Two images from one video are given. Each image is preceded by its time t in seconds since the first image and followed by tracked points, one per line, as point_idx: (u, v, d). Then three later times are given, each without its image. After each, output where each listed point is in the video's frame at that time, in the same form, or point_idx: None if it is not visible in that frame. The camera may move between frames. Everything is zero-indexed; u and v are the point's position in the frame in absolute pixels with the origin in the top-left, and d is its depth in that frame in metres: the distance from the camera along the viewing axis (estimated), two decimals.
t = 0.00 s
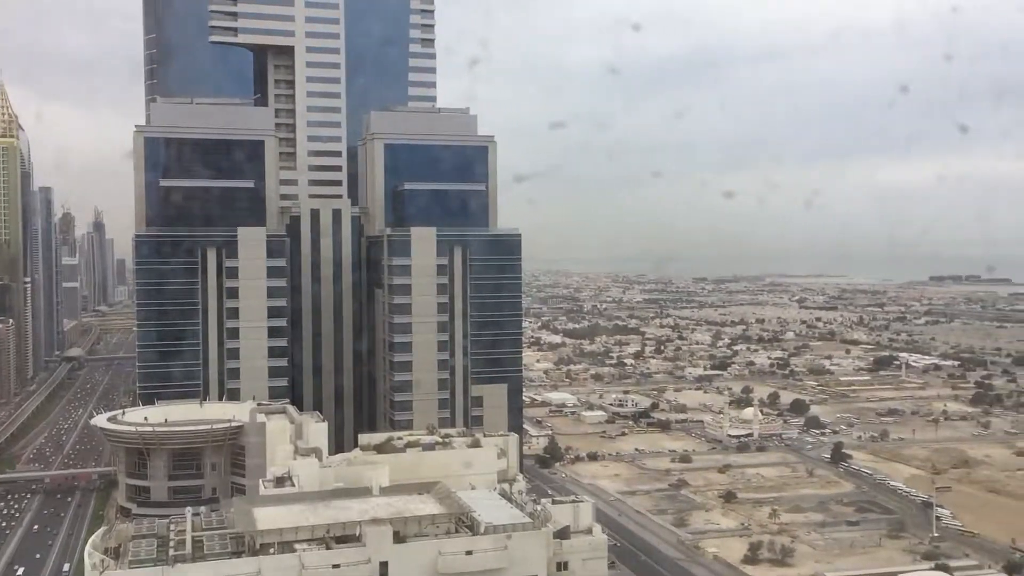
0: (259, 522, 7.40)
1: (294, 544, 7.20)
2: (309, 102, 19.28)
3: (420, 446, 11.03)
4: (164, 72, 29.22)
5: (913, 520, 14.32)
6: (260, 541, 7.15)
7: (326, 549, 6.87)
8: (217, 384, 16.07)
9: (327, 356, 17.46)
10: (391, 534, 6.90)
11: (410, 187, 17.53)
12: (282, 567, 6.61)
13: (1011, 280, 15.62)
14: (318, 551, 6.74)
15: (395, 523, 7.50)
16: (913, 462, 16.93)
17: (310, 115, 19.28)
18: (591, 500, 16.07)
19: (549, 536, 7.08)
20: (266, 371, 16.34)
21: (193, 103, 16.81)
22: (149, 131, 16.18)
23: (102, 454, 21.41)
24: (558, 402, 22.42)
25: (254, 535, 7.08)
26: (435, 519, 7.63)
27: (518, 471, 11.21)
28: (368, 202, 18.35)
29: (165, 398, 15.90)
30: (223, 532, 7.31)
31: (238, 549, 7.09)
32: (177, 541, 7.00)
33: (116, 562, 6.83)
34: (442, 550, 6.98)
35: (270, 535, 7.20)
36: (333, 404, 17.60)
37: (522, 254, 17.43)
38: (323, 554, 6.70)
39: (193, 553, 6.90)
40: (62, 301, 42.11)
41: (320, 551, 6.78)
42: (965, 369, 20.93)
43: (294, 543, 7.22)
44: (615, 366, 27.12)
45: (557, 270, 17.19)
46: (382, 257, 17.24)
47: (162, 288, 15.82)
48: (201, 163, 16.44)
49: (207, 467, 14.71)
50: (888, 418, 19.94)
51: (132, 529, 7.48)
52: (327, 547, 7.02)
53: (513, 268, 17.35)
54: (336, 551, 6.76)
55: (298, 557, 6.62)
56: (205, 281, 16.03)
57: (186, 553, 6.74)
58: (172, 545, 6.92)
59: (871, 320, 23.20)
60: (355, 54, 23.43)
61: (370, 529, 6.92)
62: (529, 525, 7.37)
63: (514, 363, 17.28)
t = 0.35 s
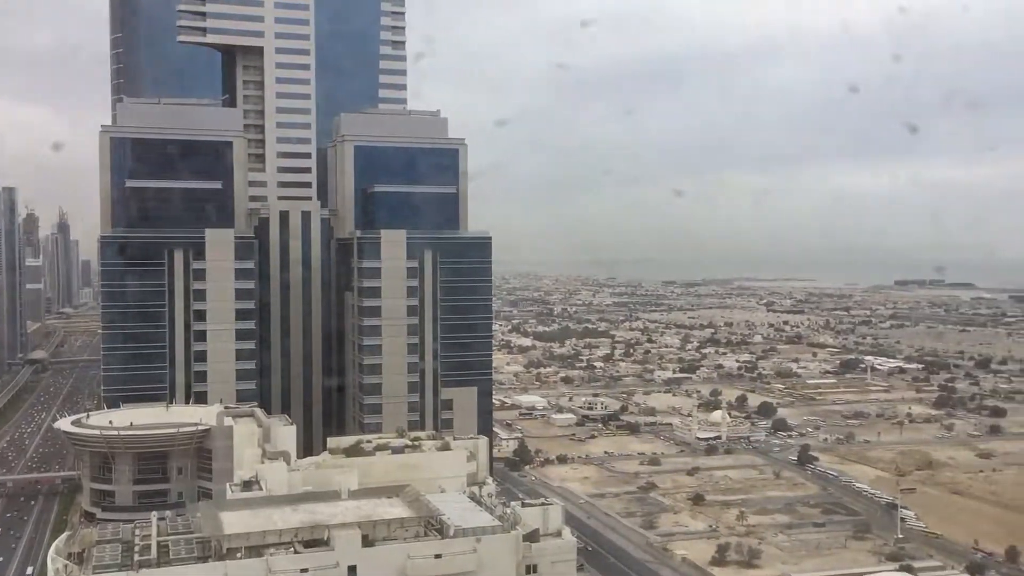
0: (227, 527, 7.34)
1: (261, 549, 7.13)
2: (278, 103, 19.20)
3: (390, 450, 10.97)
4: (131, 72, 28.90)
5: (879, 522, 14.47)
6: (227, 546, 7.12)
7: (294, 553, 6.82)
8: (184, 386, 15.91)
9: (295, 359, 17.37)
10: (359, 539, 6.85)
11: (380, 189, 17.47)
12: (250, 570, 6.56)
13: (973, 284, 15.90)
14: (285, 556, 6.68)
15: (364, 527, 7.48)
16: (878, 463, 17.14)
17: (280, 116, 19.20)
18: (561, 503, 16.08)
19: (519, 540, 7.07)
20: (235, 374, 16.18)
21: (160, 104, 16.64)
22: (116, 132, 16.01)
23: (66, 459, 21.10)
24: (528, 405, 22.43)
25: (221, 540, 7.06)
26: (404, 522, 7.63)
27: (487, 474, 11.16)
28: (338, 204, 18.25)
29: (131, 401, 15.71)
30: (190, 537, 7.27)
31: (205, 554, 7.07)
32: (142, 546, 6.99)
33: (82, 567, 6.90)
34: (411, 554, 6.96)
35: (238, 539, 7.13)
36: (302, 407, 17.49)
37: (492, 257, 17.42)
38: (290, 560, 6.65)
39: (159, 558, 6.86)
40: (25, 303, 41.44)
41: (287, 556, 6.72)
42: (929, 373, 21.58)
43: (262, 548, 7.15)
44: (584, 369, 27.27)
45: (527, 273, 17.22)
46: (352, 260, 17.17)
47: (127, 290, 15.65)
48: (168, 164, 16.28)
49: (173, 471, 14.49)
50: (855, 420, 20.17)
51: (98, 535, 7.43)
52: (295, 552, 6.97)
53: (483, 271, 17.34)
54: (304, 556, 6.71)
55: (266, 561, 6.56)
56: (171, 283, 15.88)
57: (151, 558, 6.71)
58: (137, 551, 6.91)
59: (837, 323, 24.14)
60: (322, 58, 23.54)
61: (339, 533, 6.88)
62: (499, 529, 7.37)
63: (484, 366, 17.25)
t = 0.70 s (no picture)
0: (191, 529, 7.25)
1: (226, 551, 7.06)
2: (245, 102, 19.12)
3: (357, 451, 10.91)
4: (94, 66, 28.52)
5: (842, 522, 14.65)
6: (192, 548, 7.03)
7: (259, 556, 6.78)
8: (148, 387, 15.72)
9: (261, 360, 17.25)
10: (326, 542, 6.83)
11: (349, 190, 17.40)
12: (212, 572, 6.51)
13: (934, 287, 16.14)
14: (250, 558, 6.64)
15: (330, 529, 7.42)
16: (842, 465, 17.34)
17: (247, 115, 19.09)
18: (528, 504, 16.11)
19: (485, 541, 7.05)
20: (200, 374, 16.02)
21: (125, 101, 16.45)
22: (79, 129, 15.81)
23: (26, 461, 20.77)
24: (496, 406, 22.44)
25: (184, 543, 6.96)
26: (371, 524, 7.58)
27: (455, 475, 11.11)
28: (306, 204, 18.15)
29: (94, 402, 15.50)
30: (154, 539, 7.17)
31: (168, 556, 6.96)
32: (104, 549, 6.92)
33: (41, 571, 6.79)
34: (377, 556, 6.94)
35: (202, 542, 7.07)
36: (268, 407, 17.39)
37: (461, 258, 17.40)
38: (255, 561, 6.62)
39: (121, 561, 6.80)
40: None
41: (252, 558, 6.68)
42: (893, 374, 22.49)
43: (227, 549, 7.08)
44: (552, 371, 27.40)
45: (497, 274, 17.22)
46: (320, 260, 17.09)
47: (91, 289, 15.44)
48: (134, 163, 16.10)
49: (137, 473, 14.29)
50: (819, 422, 20.41)
51: (59, 538, 7.32)
52: (260, 554, 6.91)
53: (451, 272, 17.30)
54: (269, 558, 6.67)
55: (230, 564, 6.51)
56: (135, 283, 15.69)
57: (113, 561, 6.65)
58: (99, 553, 6.86)
59: (801, 326, 24.57)
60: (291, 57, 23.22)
61: (305, 535, 6.84)
62: (466, 530, 7.35)
63: (452, 367, 17.21)
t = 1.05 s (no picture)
0: (160, 531, 7.19)
1: (195, 553, 7.01)
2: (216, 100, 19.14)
3: (329, 452, 10.85)
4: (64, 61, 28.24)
5: (811, 522, 14.77)
6: (161, 549, 6.98)
7: (227, 557, 6.75)
8: (116, 387, 15.56)
9: (231, 360, 17.16)
10: (296, 543, 6.79)
11: (321, 189, 17.33)
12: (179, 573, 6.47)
13: (902, 289, 16.32)
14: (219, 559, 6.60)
15: (301, 530, 7.38)
16: (811, 465, 17.50)
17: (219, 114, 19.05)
18: (500, 505, 16.10)
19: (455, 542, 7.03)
20: (170, 374, 15.86)
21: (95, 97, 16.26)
22: (47, 126, 15.61)
23: None
24: (469, 406, 22.44)
25: (153, 544, 6.89)
26: (342, 525, 7.54)
27: (428, 476, 11.06)
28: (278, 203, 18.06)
29: (61, 401, 15.32)
30: (124, 540, 7.12)
31: (137, 557, 6.90)
32: (70, 551, 6.85)
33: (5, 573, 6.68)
34: (348, 558, 6.89)
35: (171, 543, 7.02)
36: (238, 407, 17.30)
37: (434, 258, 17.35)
38: (224, 563, 6.56)
39: (88, 562, 6.74)
40: None
41: (221, 560, 6.64)
42: (861, 376, 22.78)
43: (196, 551, 7.03)
44: (525, 370, 27.54)
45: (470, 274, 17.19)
46: (292, 259, 17.02)
47: (58, 288, 15.25)
48: (104, 160, 15.97)
49: (104, 473, 14.09)
50: (789, 423, 20.59)
51: (25, 539, 7.22)
52: (229, 556, 6.86)
53: (425, 272, 17.24)
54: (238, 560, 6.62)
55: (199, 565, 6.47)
56: (103, 281, 15.52)
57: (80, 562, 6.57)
58: (66, 554, 6.81)
59: (773, 328, 24.84)
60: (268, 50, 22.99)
61: (276, 536, 6.81)
62: (438, 531, 7.32)
63: (425, 368, 17.12)
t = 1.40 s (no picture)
0: (127, 532, 7.11)
1: (164, 554, 6.97)
2: (188, 97, 19.07)
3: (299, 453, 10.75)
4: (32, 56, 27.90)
5: (780, 522, 14.89)
6: (128, 552, 6.90)
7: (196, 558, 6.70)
8: (84, 387, 15.35)
9: (201, 360, 17.08)
10: (265, 544, 6.76)
11: (294, 188, 17.26)
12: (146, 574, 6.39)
13: (871, 291, 16.52)
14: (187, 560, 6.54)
15: (271, 531, 7.34)
16: (781, 466, 17.64)
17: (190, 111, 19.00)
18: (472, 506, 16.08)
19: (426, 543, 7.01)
20: (138, 374, 15.74)
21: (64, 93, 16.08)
22: (14, 123, 15.44)
23: None
24: (441, 407, 22.43)
25: (120, 545, 6.81)
26: (313, 526, 7.52)
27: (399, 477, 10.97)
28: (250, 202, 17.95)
29: (28, 402, 14.96)
30: (90, 542, 7.04)
31: (103, 559, 6.82)
32: (36, 553, 6.78)
33: None
34: (318, 559, 6.86)
35: (139, 544, 6.95)
36: (208, 407, 17.19)
37: (407, 258, 17.26)
38: (192, 564, 6.53)
39: (54, 565, 6.66)
40: None
41: (190, 561, 6.58)
42: (831, 378, 23.16)
43: (163, 553, 6.98)
44: (498, 371, 27.61)
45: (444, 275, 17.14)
46: (263, 259, 16.91)
47: (26, 286, 15.00)
48: (73, 158, 15.81)
49: (71, 474, 13.72)
50: (760, 424, 20.76)
51: None
52: (198, 557, 6.81)
53: (398, 272, 17.13)
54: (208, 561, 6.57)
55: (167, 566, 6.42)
56: (71, 280, 15.34)
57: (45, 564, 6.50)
58: (32, 557, 6.72)
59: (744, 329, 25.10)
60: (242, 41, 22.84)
61: (245, 538, 6.79)
62: (409, 532, 7.29)
63: (398, 368, 16.97)
